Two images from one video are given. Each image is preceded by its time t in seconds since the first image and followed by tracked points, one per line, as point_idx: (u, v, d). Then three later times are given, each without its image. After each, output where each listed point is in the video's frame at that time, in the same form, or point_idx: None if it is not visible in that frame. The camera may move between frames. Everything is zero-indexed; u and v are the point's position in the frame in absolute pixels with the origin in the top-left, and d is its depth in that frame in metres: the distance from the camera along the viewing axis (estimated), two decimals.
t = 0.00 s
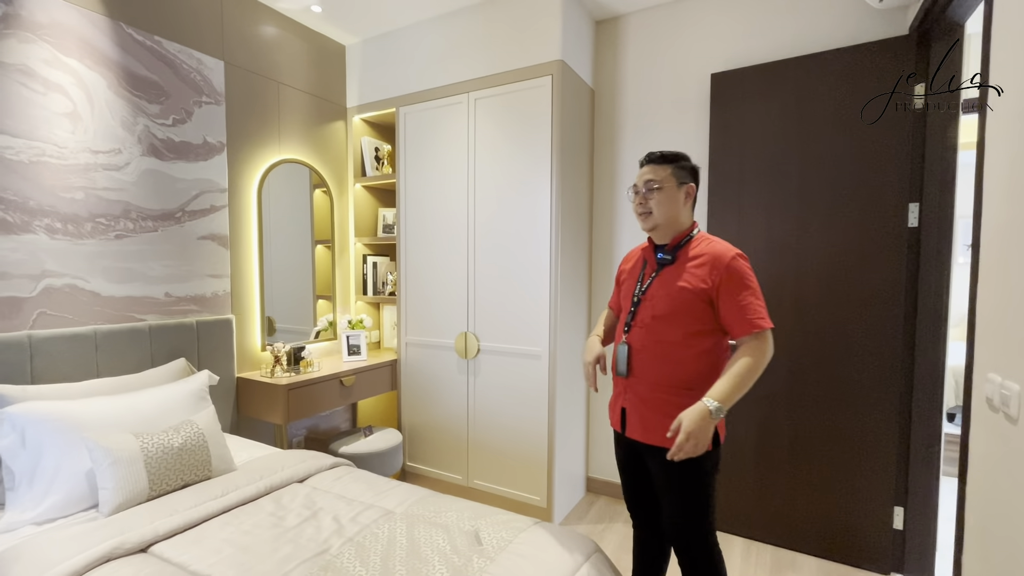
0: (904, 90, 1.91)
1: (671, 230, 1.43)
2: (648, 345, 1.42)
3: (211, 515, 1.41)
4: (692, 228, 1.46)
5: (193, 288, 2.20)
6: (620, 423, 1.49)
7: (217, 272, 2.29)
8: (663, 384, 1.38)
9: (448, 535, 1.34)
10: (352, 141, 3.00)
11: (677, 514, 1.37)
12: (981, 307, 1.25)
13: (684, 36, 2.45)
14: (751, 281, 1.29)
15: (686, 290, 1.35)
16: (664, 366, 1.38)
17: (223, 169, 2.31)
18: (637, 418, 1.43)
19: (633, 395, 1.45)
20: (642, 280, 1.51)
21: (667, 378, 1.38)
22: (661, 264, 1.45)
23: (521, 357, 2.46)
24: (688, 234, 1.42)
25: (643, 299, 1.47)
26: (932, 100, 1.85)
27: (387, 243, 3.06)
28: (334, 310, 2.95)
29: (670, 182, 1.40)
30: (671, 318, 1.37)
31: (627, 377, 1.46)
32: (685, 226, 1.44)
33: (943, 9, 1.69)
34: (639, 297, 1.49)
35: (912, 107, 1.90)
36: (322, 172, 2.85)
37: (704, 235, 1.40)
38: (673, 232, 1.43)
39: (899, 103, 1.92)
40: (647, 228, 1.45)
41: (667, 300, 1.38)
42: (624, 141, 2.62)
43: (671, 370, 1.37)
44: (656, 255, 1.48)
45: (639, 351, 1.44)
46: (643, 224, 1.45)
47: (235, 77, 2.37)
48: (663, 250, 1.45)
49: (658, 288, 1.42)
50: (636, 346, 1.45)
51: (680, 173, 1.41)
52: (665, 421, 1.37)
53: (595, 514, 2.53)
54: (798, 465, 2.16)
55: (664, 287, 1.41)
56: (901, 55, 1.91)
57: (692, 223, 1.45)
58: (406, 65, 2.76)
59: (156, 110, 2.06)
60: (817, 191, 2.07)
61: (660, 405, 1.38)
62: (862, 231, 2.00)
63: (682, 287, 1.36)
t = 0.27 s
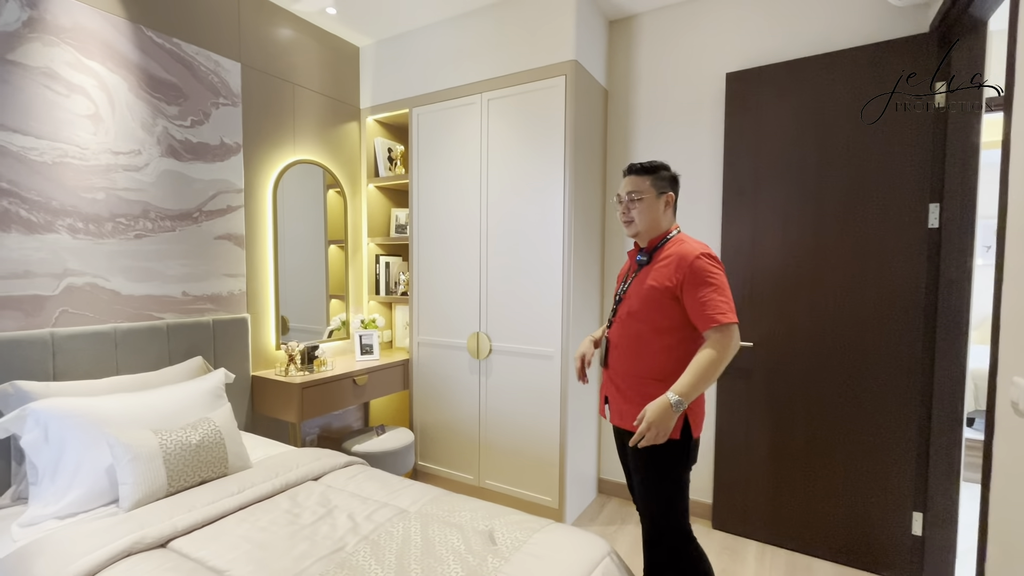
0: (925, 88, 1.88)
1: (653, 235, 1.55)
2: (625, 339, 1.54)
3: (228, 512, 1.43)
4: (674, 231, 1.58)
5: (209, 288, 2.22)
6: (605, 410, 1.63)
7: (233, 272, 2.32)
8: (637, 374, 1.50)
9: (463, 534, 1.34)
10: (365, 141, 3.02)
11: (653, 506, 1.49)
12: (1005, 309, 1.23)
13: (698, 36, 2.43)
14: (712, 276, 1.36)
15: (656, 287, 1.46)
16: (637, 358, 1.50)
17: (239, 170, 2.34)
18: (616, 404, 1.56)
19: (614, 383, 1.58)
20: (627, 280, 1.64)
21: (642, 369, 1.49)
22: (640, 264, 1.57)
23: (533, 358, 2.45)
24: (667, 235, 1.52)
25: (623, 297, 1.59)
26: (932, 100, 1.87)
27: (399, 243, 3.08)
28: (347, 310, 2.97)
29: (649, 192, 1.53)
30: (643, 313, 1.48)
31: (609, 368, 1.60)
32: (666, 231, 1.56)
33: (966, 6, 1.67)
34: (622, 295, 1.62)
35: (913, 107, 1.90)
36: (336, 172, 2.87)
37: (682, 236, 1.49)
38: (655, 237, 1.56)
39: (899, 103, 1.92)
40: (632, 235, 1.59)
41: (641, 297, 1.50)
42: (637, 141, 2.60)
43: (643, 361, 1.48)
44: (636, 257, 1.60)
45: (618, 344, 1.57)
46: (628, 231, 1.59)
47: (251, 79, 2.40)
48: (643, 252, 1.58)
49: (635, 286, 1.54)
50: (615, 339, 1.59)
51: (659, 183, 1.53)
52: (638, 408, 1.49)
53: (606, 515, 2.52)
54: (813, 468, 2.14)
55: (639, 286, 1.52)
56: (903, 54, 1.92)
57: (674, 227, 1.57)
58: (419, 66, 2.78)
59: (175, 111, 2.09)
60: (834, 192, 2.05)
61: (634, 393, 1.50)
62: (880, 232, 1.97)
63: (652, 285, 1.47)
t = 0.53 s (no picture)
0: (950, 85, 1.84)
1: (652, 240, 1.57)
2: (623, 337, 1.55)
3: (248, 509, 1.45)
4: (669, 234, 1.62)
5: (229, 287, 2.26)
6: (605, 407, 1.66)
7: (252, 271, 2.35)
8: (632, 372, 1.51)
9: (480, 534, 1.34)
10: (382, 142, 3.04)
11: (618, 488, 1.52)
12: None
13: (716, 35, 2.41)
14: (701, 273, 1.33)
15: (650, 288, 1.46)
16: (633, 357, 1.51)
17: (258, 171, 2.37)
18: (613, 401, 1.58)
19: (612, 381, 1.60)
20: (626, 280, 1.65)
21: (637, 368, 1.49)
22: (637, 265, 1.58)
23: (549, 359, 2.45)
24: (667, 237, 1.53)
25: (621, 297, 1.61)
26: (932, 100, 1.87)
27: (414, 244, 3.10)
28: (363, 310, 2.99)
29: (649, 199, 1.54)
30: (638, 312, 1.49)
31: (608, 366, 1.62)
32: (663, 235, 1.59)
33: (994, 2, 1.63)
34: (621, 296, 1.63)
35: (913, 107, 1.90)
36: (353, 173, 2.90)
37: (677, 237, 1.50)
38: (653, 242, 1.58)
39: (900, 103, 1.93)
40: (629, 240, 1.59)
41: (637, 296, 1.50)
42: (654, 141, 2.59)
43: (638, 360, 1.50)
44: (633, 259, 1.61)
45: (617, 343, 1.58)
46: (626, 236, 1.58)
47: (271, 81, 2.43)
48: (638, 254, 1.58)
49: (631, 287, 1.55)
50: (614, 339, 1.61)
51: (655, 188, 1.55)
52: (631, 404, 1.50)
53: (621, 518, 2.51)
54: (834, 473, 2.10)
55: (636, 285, 1.53)
56: (901, 55, 1.93)
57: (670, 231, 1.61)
58: (435, 68, 2.79)
59: (197, 114, 2.13)
60: (856, 193, 2.02)
61: (629, 390, 1.52)
62: (903, 233, 1.93)
63: (647, 285, 1.48)
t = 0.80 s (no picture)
0: (982, 80, 1.80)
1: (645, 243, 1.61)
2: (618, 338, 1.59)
3: (267, 505, 1.47)
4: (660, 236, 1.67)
5: (249, 286, 2.29)
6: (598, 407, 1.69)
7: (272, 271, 2.38)
8: (626, 373, 1.55)
9: (496, 535, 1.34)
10: (398, 142, 3.06)
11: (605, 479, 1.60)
12: None
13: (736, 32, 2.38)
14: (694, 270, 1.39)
15: (644, 290, 1.51)
16: (626, 359, 1.55)
17: (278, 171, 2.40)
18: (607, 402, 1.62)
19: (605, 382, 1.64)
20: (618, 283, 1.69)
21: (632, 368, 1.54)
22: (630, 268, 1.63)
23: (564, 359, 2.44)
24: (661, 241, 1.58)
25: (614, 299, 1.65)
26: (932, 100, 1.88)
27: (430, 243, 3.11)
28: (379, 309, 3.01)
29: (644, 204, 1.57)
30: (632, 314, 1.54)
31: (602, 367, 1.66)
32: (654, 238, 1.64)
33: None
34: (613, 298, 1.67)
35: (913, 108, 1.91)
36: (370, 173, 2.92)
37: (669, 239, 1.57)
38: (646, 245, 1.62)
39: (899, 104, 1.94)
40: (623, 245, 1.62)
41: (630, 298, 1.55)
42: (672, 140, 2.56)
43: (631, 361, 1.54)
44: (626, 262, 1.66)
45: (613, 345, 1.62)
46: (622, 242, 1.61)
47: (290, 82, 2.46)
48: (630, 258, 1.63)
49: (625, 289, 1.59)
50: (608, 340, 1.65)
51: (649, 194, 1.59)
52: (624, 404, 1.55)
53: (637, 520, 2.49)
54: (856, 479, 2.06)
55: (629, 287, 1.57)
56: (900, 56, 1.94)
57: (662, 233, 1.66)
58: (452, 68, 2.80)
59: (219, 115, 2.16)
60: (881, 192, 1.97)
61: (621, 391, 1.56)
62: (931, 233, 1.89)
63: (641, 287, 1.52)
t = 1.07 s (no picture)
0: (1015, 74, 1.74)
1: (632, 239, 1.68)
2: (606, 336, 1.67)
3: (283, 501, 1.48)
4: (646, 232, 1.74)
5: (266, 285, 2.32)
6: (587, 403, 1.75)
7: (289, 269, 2.41)
8: (613, 369, 1.63)
9: (510, 535, 1.33)
10: (414, 142, 3.08)
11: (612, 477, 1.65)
12: None
13: (756, 27, 2.34)
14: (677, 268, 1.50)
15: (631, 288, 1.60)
16: (614, 355, 1.63)
17: (295, 171, 2.42)
18: (597, 398, 1.68)
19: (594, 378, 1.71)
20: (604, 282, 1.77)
21: (619, 364, 1.61)
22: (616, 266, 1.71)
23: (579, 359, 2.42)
24: (647, 238, 1.66)
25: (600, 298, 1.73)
26: (932, 100, 1.87)
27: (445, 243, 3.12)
28: (394, 308, 3.03)
29: (634, 200, 1.64)
30: (619, 310, 1.63)
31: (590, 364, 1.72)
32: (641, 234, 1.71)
33: None
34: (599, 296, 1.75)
35: (913, 108, 1.91)
36: (386, 173, 2.94)
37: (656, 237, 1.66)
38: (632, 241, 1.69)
39: (900, 103, 1.93)
40: (612, 240, 1.69)
41: (618, 295, 1.63)
42: (689, 138, 2.53)
43: (619, 357, 1.62)
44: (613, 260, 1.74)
45: (601, 343, 1.69)
46: (609, 236, 1.68)
47: (308, 83, 2.49)
48: (618, 255, 1.71)
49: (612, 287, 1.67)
50: (595, 337, 1.72)
51: (637, 190, 1.65)
52: (614, 399, 1.62)
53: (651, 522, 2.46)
54: (878, 484, 2.01)
55: (617, 285, 1.66)
56: (901, 56, 1.93)
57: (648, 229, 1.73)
58: (468, 67, 2.80)
59: (238, 116, 2.19)
60: (906, 190, 1.92)
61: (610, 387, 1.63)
62: (959, 232, 1.83)
63: (628, 285, 1.62)
